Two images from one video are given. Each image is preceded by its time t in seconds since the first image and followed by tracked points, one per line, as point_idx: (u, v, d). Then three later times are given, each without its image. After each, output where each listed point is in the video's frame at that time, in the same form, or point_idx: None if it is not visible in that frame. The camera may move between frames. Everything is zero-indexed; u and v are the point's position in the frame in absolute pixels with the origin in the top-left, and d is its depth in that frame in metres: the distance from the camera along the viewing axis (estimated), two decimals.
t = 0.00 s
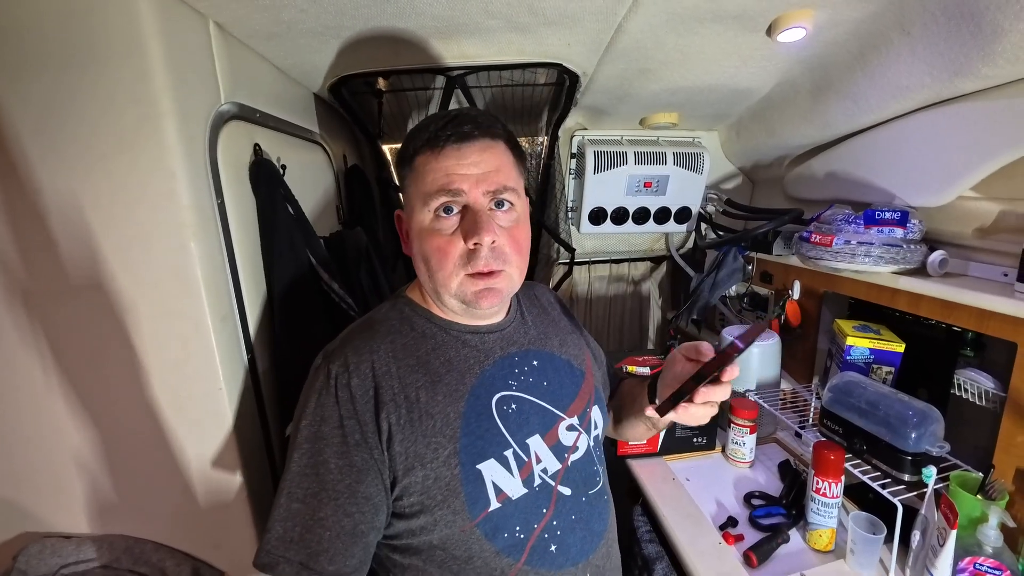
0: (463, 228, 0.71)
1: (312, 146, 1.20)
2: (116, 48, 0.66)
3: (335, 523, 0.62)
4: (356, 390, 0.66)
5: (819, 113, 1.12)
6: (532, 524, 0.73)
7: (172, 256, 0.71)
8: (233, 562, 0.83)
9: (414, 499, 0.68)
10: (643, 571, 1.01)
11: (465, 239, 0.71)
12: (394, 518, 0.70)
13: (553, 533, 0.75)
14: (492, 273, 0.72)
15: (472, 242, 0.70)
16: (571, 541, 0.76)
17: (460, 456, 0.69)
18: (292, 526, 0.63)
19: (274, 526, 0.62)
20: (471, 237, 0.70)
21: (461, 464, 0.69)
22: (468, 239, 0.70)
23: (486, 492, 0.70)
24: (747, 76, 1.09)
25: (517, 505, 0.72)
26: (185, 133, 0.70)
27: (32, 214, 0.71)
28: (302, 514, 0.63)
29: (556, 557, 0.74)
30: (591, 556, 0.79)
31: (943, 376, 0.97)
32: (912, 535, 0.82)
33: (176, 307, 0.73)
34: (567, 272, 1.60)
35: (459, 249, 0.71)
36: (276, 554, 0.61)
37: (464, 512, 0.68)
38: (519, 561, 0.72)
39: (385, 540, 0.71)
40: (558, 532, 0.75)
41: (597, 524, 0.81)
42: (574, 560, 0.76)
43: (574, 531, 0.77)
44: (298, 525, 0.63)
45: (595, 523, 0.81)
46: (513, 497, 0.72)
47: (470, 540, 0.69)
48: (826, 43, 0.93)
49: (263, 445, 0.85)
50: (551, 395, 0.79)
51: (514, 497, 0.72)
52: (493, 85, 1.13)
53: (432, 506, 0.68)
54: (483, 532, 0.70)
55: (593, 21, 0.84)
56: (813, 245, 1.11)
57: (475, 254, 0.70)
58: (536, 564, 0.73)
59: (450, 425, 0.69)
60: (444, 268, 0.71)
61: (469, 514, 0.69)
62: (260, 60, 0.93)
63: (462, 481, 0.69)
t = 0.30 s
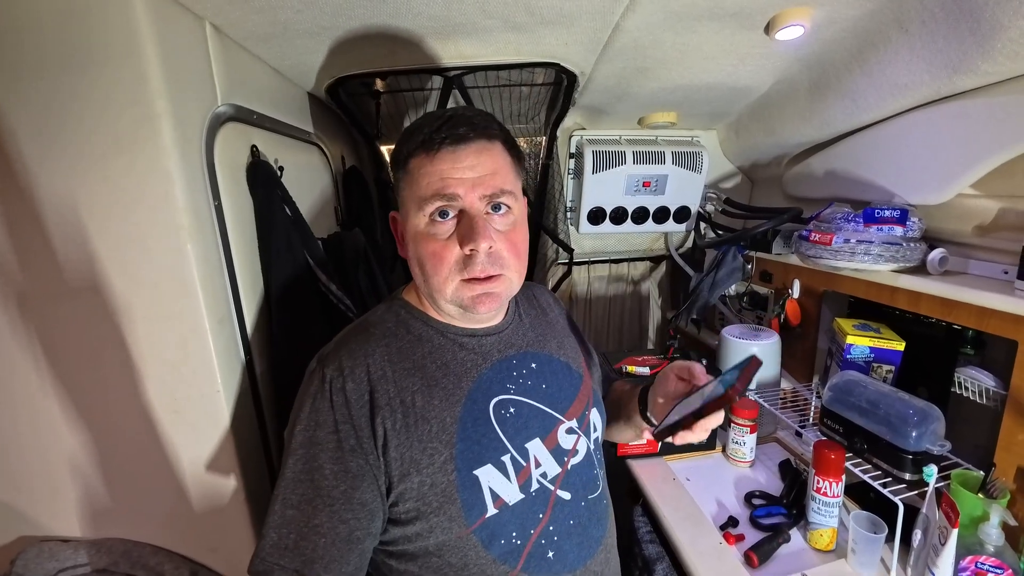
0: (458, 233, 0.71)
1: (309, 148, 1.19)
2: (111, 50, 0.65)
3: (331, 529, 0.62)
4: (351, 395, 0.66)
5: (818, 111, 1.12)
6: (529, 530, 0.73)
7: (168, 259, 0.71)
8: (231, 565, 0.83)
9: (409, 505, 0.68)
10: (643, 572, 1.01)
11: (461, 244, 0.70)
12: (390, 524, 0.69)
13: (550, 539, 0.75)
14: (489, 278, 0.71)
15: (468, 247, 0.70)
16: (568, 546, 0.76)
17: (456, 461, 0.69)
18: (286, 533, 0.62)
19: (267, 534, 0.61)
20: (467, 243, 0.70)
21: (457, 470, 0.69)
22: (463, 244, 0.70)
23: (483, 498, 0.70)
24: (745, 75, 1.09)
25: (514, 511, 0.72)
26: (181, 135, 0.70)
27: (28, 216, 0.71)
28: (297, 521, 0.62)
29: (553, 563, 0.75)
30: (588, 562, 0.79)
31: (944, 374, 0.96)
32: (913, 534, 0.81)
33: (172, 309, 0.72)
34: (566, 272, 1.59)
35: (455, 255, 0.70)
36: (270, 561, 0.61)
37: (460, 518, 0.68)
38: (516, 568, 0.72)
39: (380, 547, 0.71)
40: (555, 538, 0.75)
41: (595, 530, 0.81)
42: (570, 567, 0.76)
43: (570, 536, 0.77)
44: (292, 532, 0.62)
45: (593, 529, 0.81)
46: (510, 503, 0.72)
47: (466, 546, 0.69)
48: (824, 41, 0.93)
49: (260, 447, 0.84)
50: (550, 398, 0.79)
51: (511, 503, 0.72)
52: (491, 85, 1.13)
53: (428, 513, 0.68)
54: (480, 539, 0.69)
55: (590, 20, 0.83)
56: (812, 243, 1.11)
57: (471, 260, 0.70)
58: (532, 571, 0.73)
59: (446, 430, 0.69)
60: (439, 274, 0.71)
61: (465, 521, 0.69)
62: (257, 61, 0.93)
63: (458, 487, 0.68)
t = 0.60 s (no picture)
0: (463, 240, 0.71)
1: (307, 150, 1.20)
2: (111, 54, 0.66)
3: (328, 533, 0.62)
4: (348, 397, 0.65)
5: (813, 110, 1.13)
6: (526, 525, 0.74)
7: (168, 260, 0.72)
8: (231, 562, 0.84)
9: (408, 506, 0.68)
10: (640, 569, 1.03)
11: (465, 251, 0.71)
12: (387, 525, 0.69)
13: (547, 533, 0.76)
14: (490, 285, 0.73)
15: (472, 255, 0.70)
16: (565, 540, 0.78)
17: (455, 461, 0.70)
18: (282, 538, 0.62)
19: (263, 538, 0.61)
20: (472, 250, 0.70)
21: (456, 469, 0.70)
22: (468, 252, 0.70)
23: (481, 496, 0.71)
24: (740, 75, 1.10)
25: (512, 507, 0.73)
26: (181, 138, 0.71)
27: (30, 219, 0.72)
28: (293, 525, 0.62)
29: (550, 556, 0.76)
30: (583, 555, 0.81)
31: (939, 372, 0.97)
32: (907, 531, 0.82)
33: (172, 309, 0.73)
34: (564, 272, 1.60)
35: (458, 261, 0.71)
36: (266, 566, 0.61)
37: (459, 517, 0.69)
38: (514, 563, 0.73)
39: (377, 548, 0.71)
40: (551, 532, 0.77)
41: (590, 523, 0.83)
42: (566, 560, 0.78)
43: (567, 530, 0.79)
44: (288, 536, 0.62)
45: (587, 522, 0.83)
46: (508, 499, 0.73)
47: (465, 544, 0.70)
48: (818, 41, 0.93)
49: (260, 446, 0.85)
50: (543, 396, 0.82)
51: (509, 500, 0.73)
52: (488, 86, 1.14)
53: (427, 512, 0.68)
54: (479, 536, 0.71)
55: (584, 22, 0.84)
56: (807, 242, 1.11)
57: (474, 267, 0.71)
58: (530, 566, 0.75)
59: (443, 430, 0.70)
60: (441, 278, 0.71)
61: (465, 519, 0.70)
62: (255, 65, 0.94)
63: (457, 485, 0.69)
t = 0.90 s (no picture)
0: (446, 246, 0.71)
1: (301, 150, 1.21)
2: (102, 57, 0.67)
3: (309, 543, 0.61)
4: (328, 403, 0.66)
5: (810, 110, 1.12)
6: (511, 535, 0.75)
7: (160, 261, 0.72)
8: (224, 562, 0.84)
9: (390, 515, 0.68)
10: (634, 569, 1.04)
11: (449, 257, 0.71)
12: (369, 534, 0.70)
13: (531, 542, 0.77)
14: (475, 291, 0.73)
15: (456, 261, 0.70)
16: (550, 549, 0.79)
17: (437, 469, 0.70)
18: (262, 549, 0.60)
19: (243, 550, 0.60)
20: (455, 257, 0.70)
21: (438, 477, 0.70)
22: (451, 258, 0.71)
23: (464, 505, 0.71)
24: (735, 74, 1.09)
25: (495, 516, 0.74)
26: (172, 139, 0.72)
27: (24, 222, 0.73)
28: (274, 536, 0.61)
29: (535, 566, 0.77)
30: (570, 563, 0.82)
31: (936, 373, 0.96)
32: (902, 533, 0.81)
33: (165, 310, 0.74)
34: (561, 272, 1.60)
35: (442, 267, 0.71)
36: None
37: (442, 526, 0.69)
38: (500, 572, 0.74)
39: (360, 557, 0.71)
40: (536, 541, 0.77)
41: (575, 530, 0.84)
42: (552, 569, 0.79)
43: (553, 538, 0.80)
44: (269, 547, 0.61)
45: (574, 529, 0.83)
46: (492, 508, 0.73)
47: (448, 554, 0.70)
48: (813, 40, 0.92)
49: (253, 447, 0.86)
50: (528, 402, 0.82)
51: (492, 509, 0.73)
52: (482, 87, 1.14)
53: (409, 522, 0.68)
54: (462, 546, 0.71)
55: (576, 22, 0.84)
56: (803, 242, 1.10)
57: (458, 273, 0.71)
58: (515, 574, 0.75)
59: (425, 437, 0.70)
60: (425, 285, 0.71)
61: (447, 528, 0.70)
62: (248, 66, 0.94)
63: (439, 494, 0.70)
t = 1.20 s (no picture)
0: (444, 248, 0.73)
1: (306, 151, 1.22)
2: (115, 61, 0.68)
3: (312, 546, 0.62)
4: (330, 406, 0.67)
5: (809, 111, 1.13)
6: (513, 534, 0.76)
7: (170, 260, 0.74)
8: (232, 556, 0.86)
9: (393, 516, 0.70)
10: (635, 565, 1.05)
11: (447, 260, 0.72)
12: (372, 537, 0.71)
13: (533, 541, 0.78)
14: (472, 293, 0.74)
15: (454, 264, 0.72)
16: (551, 548, 0.80)
17: (440, 469, 0.71)
18: (264, 553, 0.61)
19: (244, 554, 0.61)
20: (452, 260, 0.72)
21: (441, 478, 0.71)
22: (449, 261, 0.72)
23: (467, 505, 0.72)
24: (735, 75, 1.10)
25: (497, 515, 0.75)
26: (182, 141, 0.73)
27: (38, 222, 0.74)
28: (275, 539, 0.62)
29: (536, 565, 0.78)
30: (572, 562, 0.83)
31: (934, 371, 0.97)
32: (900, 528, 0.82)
33: (175, 308, 0.75)
34: (562, 272, 1.62)
35: (440, 270, 0.72)
36: None
37: (445, 527, 0.71)
38: (502, 572, 0.75)
39: (363, 560, 0.72)
40: (538, 540, 0.79)
41: (576, 530, 0.85)
42: (553, 568, 0.80)
43: (554, 536, 0.81)
44: (270, 551, 0.62)
45: (575, 528, 0.85)
46: (494, 507, 0.75)
47: (450, 555, 0.71)
48: (812, 42, 0.93)
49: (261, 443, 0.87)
50: (529, 401, 0.84)
51: (495, 508, 0.75)
52: (485, 88, 1.15)
53: (413, 523, 0.70)
54: (464, 547, 0.72)
55: (578, 25, 0.85)
56: (803, 241, 1.11)
57: (456, 276, 0.72)
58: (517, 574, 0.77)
59: (428, 438, 0.71)
60: (423, 288, 0.72)
61: (450, 529, 0.71)
62: (255, 69, 0.96)
63: (442, 495, 0.71)
